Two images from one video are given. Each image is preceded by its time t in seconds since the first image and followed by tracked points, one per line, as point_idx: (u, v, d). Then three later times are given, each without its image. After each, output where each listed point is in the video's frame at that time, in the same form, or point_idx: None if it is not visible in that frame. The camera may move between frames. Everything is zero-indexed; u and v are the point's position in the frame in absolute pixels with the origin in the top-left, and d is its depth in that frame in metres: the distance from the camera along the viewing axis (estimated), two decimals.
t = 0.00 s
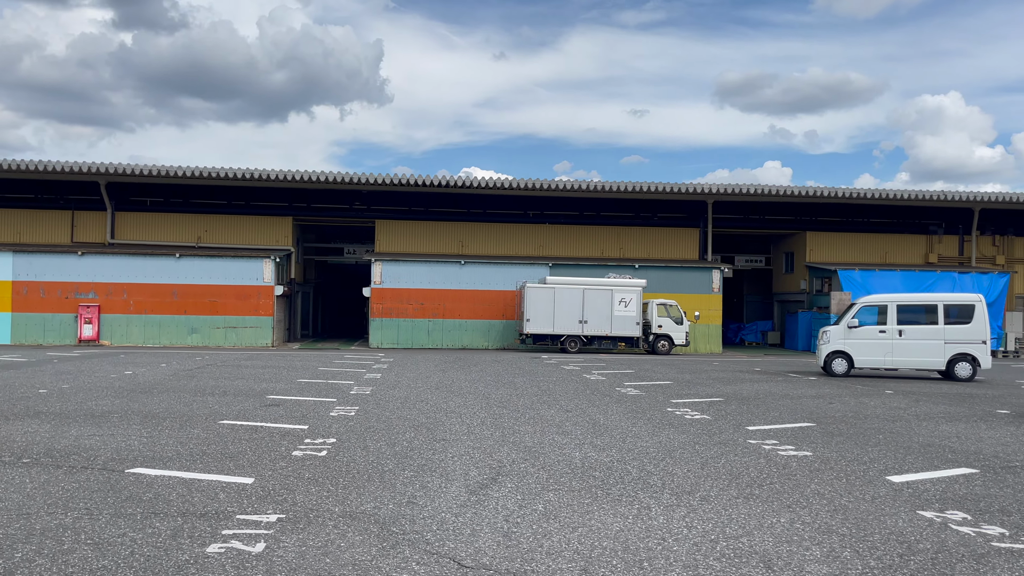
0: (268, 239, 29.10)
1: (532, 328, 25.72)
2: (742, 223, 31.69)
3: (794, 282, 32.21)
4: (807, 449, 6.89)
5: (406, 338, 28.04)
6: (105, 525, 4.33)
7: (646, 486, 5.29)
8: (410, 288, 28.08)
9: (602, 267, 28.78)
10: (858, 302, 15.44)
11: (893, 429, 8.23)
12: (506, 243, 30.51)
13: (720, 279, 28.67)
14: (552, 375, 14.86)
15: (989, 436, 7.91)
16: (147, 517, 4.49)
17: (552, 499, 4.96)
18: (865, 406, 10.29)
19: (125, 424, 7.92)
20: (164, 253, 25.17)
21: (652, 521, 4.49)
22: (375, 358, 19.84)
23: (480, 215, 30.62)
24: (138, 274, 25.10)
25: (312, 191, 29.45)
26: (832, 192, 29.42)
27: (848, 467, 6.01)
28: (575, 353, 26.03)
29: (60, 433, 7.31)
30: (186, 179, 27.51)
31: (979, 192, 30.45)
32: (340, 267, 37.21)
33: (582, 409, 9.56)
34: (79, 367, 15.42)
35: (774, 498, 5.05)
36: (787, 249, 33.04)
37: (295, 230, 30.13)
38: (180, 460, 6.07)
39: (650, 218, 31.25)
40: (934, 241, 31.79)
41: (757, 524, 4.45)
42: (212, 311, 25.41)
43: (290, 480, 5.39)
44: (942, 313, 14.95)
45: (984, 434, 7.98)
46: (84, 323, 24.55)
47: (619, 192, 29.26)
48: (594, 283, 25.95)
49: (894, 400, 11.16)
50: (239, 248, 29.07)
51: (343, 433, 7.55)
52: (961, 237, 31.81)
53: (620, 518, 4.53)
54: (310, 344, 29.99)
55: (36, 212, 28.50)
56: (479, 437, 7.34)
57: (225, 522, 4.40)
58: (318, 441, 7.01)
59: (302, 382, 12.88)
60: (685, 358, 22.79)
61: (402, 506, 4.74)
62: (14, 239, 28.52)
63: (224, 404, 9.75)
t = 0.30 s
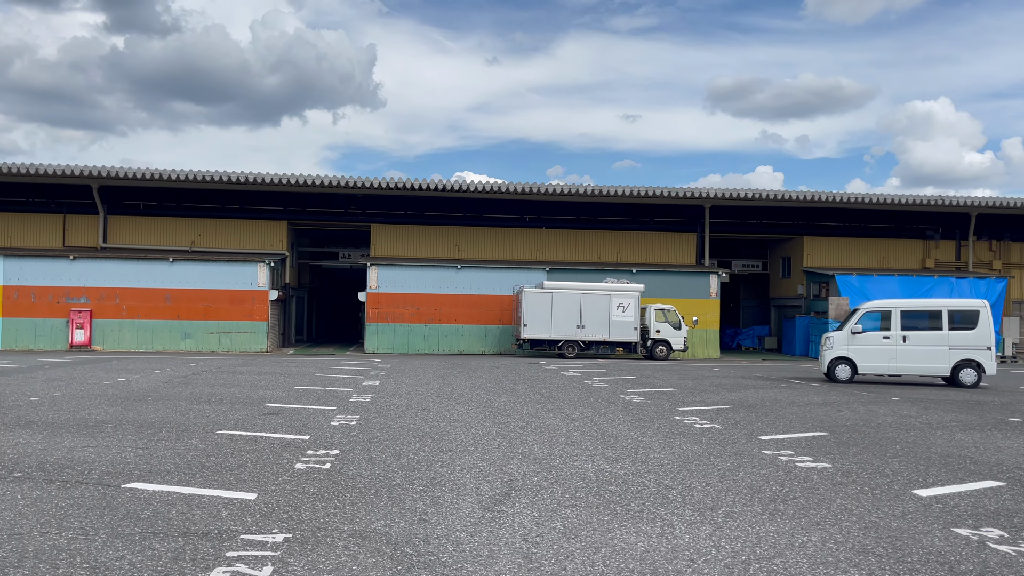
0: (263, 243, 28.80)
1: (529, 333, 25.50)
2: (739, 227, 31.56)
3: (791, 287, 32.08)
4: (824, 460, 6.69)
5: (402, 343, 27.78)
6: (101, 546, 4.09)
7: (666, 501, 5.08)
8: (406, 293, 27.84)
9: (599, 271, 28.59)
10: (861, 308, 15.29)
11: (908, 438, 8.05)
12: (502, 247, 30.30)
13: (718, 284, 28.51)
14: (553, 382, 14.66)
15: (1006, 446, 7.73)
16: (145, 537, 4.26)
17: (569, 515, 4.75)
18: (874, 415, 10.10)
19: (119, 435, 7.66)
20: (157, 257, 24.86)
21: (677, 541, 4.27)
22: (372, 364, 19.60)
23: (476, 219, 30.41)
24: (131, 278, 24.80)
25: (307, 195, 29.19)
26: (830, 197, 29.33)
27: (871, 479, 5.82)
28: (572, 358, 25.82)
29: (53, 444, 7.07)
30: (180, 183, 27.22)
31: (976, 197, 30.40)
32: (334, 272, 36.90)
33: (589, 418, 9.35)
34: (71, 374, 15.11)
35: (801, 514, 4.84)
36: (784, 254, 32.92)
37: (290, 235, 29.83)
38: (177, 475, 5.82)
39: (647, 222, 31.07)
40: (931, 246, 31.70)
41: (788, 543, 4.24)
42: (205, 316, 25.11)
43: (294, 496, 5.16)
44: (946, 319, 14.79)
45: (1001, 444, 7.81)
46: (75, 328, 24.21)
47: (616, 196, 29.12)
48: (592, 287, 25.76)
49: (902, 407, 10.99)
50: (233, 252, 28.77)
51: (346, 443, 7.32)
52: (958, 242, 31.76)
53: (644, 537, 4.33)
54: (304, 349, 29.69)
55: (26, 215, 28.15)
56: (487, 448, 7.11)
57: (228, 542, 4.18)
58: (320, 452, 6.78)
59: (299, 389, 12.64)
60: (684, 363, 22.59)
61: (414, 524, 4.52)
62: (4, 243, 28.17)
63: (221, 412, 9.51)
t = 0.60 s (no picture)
0: (255, 248, 28.52)
1: (524, 339, 25.32)
2: (734, 232, 31.49)
3: (786, 292, 32.01)
4: (841, 469, 6.51)
5: (396, 349, 27.54)
6: (96, 566, 3.86)
7: (685, 515, 4.89)
8: (401, 298, 27.62)
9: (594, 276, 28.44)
10: (862, 313, 15.21)
11: (921, 447, 7.89)
12: (496, 251, 30.10)
13: (713, 289, 28.40)
14: (552, 388, 14.44)
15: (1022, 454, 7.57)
16: (142, 556, 4.03)
17: (587, 530, 4.56)
18: (881, 422, 9.92)
19: (112, 444, 7.41)
20: (147, 261, 24.55)
21: (702, 557, 4.09)
22: (368, 370, 19.35)
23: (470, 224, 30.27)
24: (121, 283, 24.48)
25: (301, 199, 28.95)
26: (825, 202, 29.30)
27: (893, 490, 5.65)
28: (568, 364, 25.68)
29: (44, 454, 6.82)
30: (171, 186, 26.94)
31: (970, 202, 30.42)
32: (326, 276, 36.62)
33: (593, 426, 9.15)
34: (61, 381, 14.82)
35: (827, 528, 4.66)
36: (779, 259, 32.86)
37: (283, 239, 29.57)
38: (174, 487, 5.59)
39: (642, 227, 30.98)
40: (925, 252, 31.71)
41: (818, 560, 4.06)
42: (197, 321, 24.81)
43: (299, 510, 4.95)
44: (948, 324, 14.68)
45: (1016, 452, 7.65)
46: (64, 334, 23.87)
47: (611, 201, 29.00)
48: (588, 292, 25.61)
49: (909, 414, 10.83)
50: (225, 256, 28.47)
51: (347, 452, 7.10)
52: (952, 247, 31.73)
53: (668, 554, 4.14)
54: (297, 354, 29.41)
55: (15, 219, 27.79)
56: (493, 457, 6.91)
57: (231, 561, 3.97)
58: (322, 463, 6.56)
59: (296, 396, 12.39)
60: (681, 369, 22.44)
61: (425, 541, 4.32)
62: None
63: (217, 420, 9.27)
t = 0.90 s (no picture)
0: (250, 251, 28.27)
1: (522, 342, 25.13)
2: (733, 235, 31.35)
3: (785, 295, 31.88)
4: (858, 476, 6.33)
5: (393, 352, 27.32)
6: None
7: (704, 526, 4.70)
8: (397, 301, 27.41)
9: (592, 279, 28.25)
10: (865, 316, 15.08)
11: (935, 452, 7.71)
12: (494, 254, 29.89)
13: (712, 292, 28.25)
14: (553, 392, 14.24)
15: None
16: (137, 572, 3.82)
17: (603, 542, 4.37)
18: (891, 426, 9.73)
19: (104, 451, 7.18)
20: (142, 264, 24.30)
21: (726, 571, 3.90)
22: (365, 374, 19.14)
23: (468, 226, 30.19)
24: (115, 286, 24.23)
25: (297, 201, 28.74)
26: (824, 205, 29.20)
27: (914, 499, 5.48)
28: (566, 367, 25.50)
29: (34, 462, 6.59)
30: (166, 189, 26.69)
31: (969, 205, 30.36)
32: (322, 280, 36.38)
33: (599, 431, 8.95)
34: (54, 385, 14.55)
35: (853, 539, 4.48)
36: (777, 262, 32.75)
37: (278, 242, 29.33)
38: (169, 497, 5.37)
39: (640, 230, 30.83)
40: (924, 254, 31.64)
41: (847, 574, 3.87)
42: (191, 325, 24.56)
43: (300, 521, 4.74)
44: (952, 327, 14.53)
45: None
46: (57, 337, 23.59)
47: (610, 203, 28.87)
48: (586, 295, 25.43)
49: (917, 418, 10.66)
50: (220, 259, 28.22)
51: (349, 459, 6.90)
52: (950, 250, 31.61)
53: (689, 567, 3.95)
54: (292, 358, 29.16)
55: (7, 222, 27.50)
56: (499, 465, 6.71)
57: None
58: (323, 470, 6.36)
59: (293, 401, 12.16)
60: (681, 372, 22.26)
61: (434, 554, 4.12)
62: None
63: (213, 426, 9.04)
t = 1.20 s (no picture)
0: (250, 254, 28.03)
1: (525, 346, 24.89)
2: (737, 238, 31.13)
3: (789, 299, 31.66)
4: (885, 490, 6.10)
5: (394, 356, 27.07)
6: None
7: (734, 546, 4.46)
8: (398, 305, 27.17)
9: (595, 282, 28.03)
10: (876, 321, 14.84)
11: (960, 463, 7.49)
12: (495, 257, 29.66)
13: (716, 296, 28.03)
14: (559, 399, 14.00)
15: None
16: None
17: (628, 565, 4.13)
18: (908, 435, 9.50)
19: (102, 462, 6.94)
20: (141, 268, 24.05)
21: None
22: (367, 379, 18.92)
23: (469, 229, 29.93)
24: (114, 290, 23.98)
25: (297, 203, 28.49)
26: (829, 208, 28.98)
27: (948, 516, 5.25)
28: (569, 372, 25.25)
29: (29, 474, 6.35)
30: (165, 191, 26.45)
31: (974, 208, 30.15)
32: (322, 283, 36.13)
33: (611, 440, 8.72)
34: (51, 391, 14.30)
35: (892, 561, 4.24)
36: (780, 265, 32.55)
37: (278, 244, 29.08)
38: (170, 513, 5.13)
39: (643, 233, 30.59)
40: (929, 258, 31.43)
41: None
42: (190, 328, 24.32)
43: (309, 540, 4.51)
44: (964, 332, 14.30)
45: None
46: (55, 341, 23.33)
47: (614, 206, 28.65)
48: (589, 299, 25.21)
49: (934, 426, 10.43)
50: (220, 262, 27.97)
51: (356, 472, 6.66)
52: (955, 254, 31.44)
53: None
54: (292, 362, 28.91)
55: (5, 224, 27.25)
56: (511, 477, 6.48)
57: None
58: (329, 483, 6.12)
59: (295, 407, 11.91)
60: (686, 378, 22.03)
61: None
62: None
63: (214, 435, 8.80)
